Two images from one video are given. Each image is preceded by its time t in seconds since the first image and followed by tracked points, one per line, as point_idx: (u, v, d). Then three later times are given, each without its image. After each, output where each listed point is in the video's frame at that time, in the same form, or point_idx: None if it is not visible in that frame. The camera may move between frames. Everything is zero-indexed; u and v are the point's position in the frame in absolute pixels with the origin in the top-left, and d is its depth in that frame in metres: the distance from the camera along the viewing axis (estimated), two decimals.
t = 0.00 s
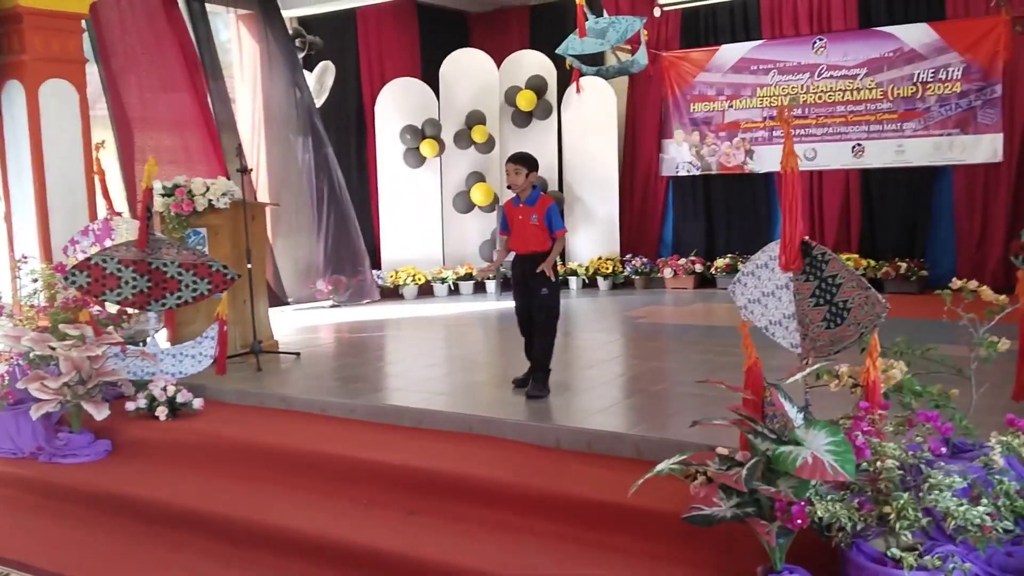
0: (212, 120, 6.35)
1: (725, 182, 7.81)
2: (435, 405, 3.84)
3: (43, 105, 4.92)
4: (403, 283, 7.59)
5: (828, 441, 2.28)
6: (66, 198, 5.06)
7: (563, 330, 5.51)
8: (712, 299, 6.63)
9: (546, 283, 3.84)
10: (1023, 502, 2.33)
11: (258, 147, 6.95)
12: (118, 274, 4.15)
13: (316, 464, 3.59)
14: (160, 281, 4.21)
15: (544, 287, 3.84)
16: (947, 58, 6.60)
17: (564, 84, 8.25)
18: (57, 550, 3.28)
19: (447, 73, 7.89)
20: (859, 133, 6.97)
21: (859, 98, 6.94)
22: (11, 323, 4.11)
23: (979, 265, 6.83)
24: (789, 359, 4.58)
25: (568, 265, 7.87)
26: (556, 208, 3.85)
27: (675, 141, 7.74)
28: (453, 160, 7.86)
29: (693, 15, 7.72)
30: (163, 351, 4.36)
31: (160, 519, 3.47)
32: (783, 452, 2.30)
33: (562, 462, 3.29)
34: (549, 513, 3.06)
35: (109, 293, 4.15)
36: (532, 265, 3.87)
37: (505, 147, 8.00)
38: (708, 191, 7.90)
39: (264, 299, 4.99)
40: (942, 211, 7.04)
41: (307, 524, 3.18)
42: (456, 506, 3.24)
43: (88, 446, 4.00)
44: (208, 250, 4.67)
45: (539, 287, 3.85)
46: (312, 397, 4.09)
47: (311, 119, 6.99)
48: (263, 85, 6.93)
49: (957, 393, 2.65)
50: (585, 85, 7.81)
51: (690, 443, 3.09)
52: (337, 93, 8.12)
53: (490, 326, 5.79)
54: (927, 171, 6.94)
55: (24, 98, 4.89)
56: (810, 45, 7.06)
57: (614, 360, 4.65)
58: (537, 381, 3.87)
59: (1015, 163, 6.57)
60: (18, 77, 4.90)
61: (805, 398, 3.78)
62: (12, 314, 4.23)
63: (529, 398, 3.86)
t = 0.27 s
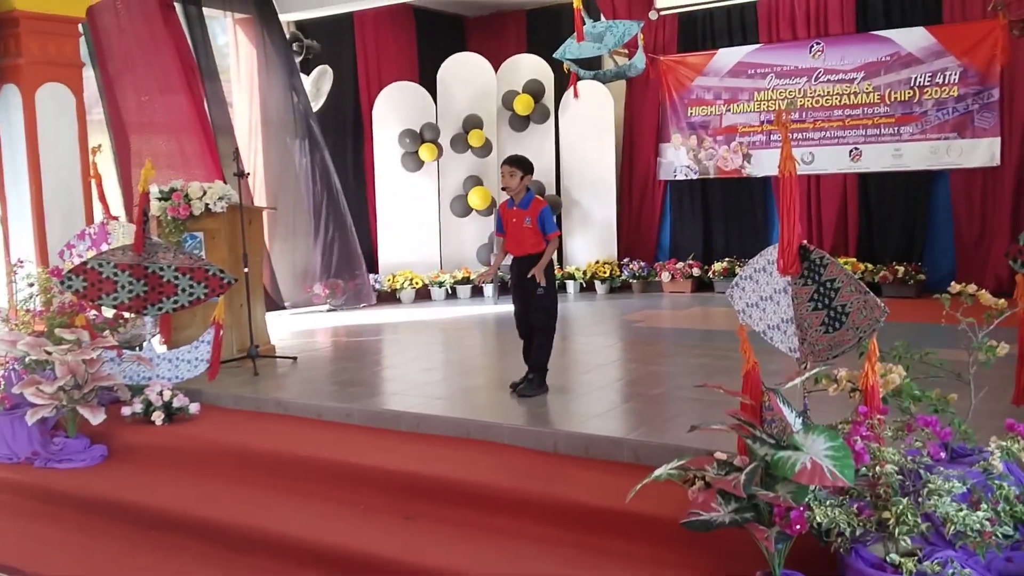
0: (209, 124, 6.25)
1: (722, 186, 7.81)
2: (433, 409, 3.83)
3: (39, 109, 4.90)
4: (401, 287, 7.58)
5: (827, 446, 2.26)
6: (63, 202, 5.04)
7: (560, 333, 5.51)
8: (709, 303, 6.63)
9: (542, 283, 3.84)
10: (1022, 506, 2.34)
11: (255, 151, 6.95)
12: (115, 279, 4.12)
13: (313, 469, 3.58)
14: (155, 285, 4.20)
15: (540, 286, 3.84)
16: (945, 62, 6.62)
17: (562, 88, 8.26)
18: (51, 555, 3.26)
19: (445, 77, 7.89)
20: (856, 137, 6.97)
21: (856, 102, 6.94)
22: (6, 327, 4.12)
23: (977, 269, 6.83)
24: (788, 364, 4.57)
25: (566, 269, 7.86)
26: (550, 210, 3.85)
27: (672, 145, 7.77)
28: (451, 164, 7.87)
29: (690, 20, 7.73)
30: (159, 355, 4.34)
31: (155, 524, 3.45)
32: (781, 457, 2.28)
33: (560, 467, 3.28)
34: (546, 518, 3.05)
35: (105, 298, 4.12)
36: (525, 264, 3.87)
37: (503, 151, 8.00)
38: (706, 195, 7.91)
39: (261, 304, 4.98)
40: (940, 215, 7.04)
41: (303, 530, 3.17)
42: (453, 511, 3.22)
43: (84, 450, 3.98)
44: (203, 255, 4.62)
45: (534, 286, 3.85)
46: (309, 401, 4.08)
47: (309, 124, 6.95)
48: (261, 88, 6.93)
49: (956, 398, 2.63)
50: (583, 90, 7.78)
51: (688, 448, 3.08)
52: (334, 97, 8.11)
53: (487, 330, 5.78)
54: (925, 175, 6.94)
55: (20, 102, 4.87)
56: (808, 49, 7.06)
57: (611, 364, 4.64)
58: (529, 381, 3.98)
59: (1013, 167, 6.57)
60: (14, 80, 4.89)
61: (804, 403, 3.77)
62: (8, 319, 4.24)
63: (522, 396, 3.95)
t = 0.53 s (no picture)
0: (203, 127, 6.36)
1: (719, 189, 7.81)
2: (428, 413, 3.82)
3: (33, 111, 4.89)
4: (396, 290, 7.56)
5: (824, 450, 2.25)
6: (57, 205, 5.02)
7: (556, 336, 5.49)
8: (705, 306, 6.62)
9: (536, 285, 3.83)
10: (1019, 511, 2.34)
11: (249, 153, 6.94)
12: (108, 282, 4.11)
13: (307, 473, 3.56)
14: (149, 288, 4.18)
15: (535, 288, 3.83)
16: (940, 65, 6.62)
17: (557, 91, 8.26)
18: (42, 559, 3.23)
19: (440, 80, 7.88)
20: (852, 139, 6.97)
21: (852, 105, 6.95)
22: None
23: (973, 271, 6.83)
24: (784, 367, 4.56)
25: (562, 271, 7.85)
26: (545, 211, 3.84)
27: (668, 148, 7.76)
28: (446, 166, 7.85)
29: (686, 23, 7.73)
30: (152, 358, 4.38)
31: (148, 528, 3.43)
32: (778, 460, 2.29)
33: (555, 471, 3.26)
34: (542, 522, 3.03)
35: (98, 301, 4.12)
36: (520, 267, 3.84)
37: (499, 154, 8.00)
38: (702, 197, 7.90)
39: (255, 307, 4.96)
40: (936, 217, 7.03)
41: (297, 535, 3.14)
42: (448, 516, 3.20)
43: (77, 454, 3.96)
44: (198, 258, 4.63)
45: (529, 289, 3.83)
46: (304, 405, 4.06)
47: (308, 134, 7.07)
48: (255, 91, 6.90)
49: (952, 400, 2.62)
50: (579, 92, 7.79)
51: (685, 451, 3.07)
52: (330, 99, 8.05)
53: (483, 333, 5.77)
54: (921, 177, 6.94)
55: (15, 104, 4.85)
56: (803, 52, 7.07)
57: (607, 367, 4.63)
58: (524, 384, 3.97)
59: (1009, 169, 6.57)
60: (8, 83, 4.87)
61: (800, 407, 3.76)
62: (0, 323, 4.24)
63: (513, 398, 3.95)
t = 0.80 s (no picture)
0: (197, 131, 6.33)
1: (715, 189, 7.80)
2: (423, 415, 3.80)
3: (25, 112, 4.86)
4: (392, 291, 7.55)
5: (821, 452, 2.24)
6: (50, 207, 4.99)
7: (552, 337, 5.48)
8: (702, 306, 6.61)
9: (529, 287, 3.83)
10: (1017, 513, 2.32)
11: (244, 155, 6.91)
12: (101, 284, 4.08)
13: (301, 477, 3.54)
14: (142, 290, 4.13)
15: (528, 290, 3.83)
16: (936, 65, 6.61)
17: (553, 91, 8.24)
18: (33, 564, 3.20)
19: (435, 80, 7.86)
20: (848, 140, 6.97)
21: (848, 105, 6.94)
22: None
23: (970, 271, 6.83)
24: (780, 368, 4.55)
25: (558, 272, 7.84)
26: (542, 212, 3.80)
27: (665, 148, 7.73)
28: (443, 167, 7.82)
29: (681, 23, 7.72)
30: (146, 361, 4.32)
31: (141, 532, 3.40)
32: (773, 463, 2.25)
33: (550, 474, 3.25)
34: (537, 525, 3.01)
35: (91, 303, 4.08)
36: (513, 270, 3.83)
37: (494, 155, 7.98)
38: (698, 198, 7.90)
39: (250, 310, 4.94)
40: (933, 217, 7.03)
41: (291, 538, 3.12)
42: (442, 519, 3.18)
43: (70, 458, 3.93)
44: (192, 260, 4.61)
45: (521, 291, 3.83)
46: (298, 408, 4.04)
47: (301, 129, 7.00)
48: (250, 92, 6.89)
49: (949, 402, 2.60)
50: (575, 92, 7.79)
51: (680, 454, 3.06)
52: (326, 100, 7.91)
53: (479, 334, 5.75)
54: (917, 177, 6.93)
55: (7, 105, 4.83)
56: (799, 52, 7.06)
57: (603, 369, 4.61)
58: (518, 386, 3.96)
59: (1005, 169, 6.57)
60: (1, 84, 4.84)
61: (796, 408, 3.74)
62: None
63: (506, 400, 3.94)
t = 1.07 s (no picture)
0: (193, 129, 6.32)
1: (714, 187, 7.78)
2: (421, 415, 3.78)
3: (21, 112, 4.85)
4: (390, 290, 7.54)
5: (820, 453, 2.22)
6: (46, 207, 4.98)
7: (551, 337, 5.46)
8: (701, 305, 6.60)
9: (524, 289, 3.79)
10: (1019, 514, 2.32)
11: (241, 155, 6.90)
12: (97, 285, 4.06)
13: (299, 478, 3.52)
14: (139, 292, 4.13)
15: (523, 293, 3.79)
16: (935, 62, 6.59)
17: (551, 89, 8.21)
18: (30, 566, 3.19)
19: (433, 79, 7.85)
20: (847, 137, 6.95)
21: (847, 103, 6.92)
22: None
23: (969, 269, 6.81)
24: (780, 367, 4.53)
25: (557, 271, 7.83)
26: (537, 213, 3.79)
27: (664, 147, 7.74)
28: (441, 166, 7.80)
29: (680, 21, 7.70)
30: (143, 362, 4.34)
31: (138, 534, 3.38)
32: (773, 464, 2.24)
33: (549, 474, 3.23)
34: (535, 527, 3.00)
35: (88, 304, 4.07)
36: (507, 271, 3.80)
37: (493, 153, 7.97)
38: (697, 196, 7.88)
39: (247, 310, 4.93)
40: (932, 215, 7.01)
41: (289, 540, 3.11)
42: (441, 520, 3.17)
43: (67, 459, 3.92)
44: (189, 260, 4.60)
45: (516, 293, 3.80)
46: (296, 408, 4.03)
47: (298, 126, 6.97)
48: (247, 91, 6.86)
49: (949, 401, 2.57)
50: (573, 91, 7.76)
51: (680, 453, 3.04)
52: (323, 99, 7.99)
53: (477, 333, 5.74)
54: (916, 175, 6.92)
55: (3, 105, 4.81)
56: (798, 50, 7.04)
57: (602, 368, 4.60)
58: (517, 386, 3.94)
59: (1005, 167, 6.55)
60: None
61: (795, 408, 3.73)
62: None
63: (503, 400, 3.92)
